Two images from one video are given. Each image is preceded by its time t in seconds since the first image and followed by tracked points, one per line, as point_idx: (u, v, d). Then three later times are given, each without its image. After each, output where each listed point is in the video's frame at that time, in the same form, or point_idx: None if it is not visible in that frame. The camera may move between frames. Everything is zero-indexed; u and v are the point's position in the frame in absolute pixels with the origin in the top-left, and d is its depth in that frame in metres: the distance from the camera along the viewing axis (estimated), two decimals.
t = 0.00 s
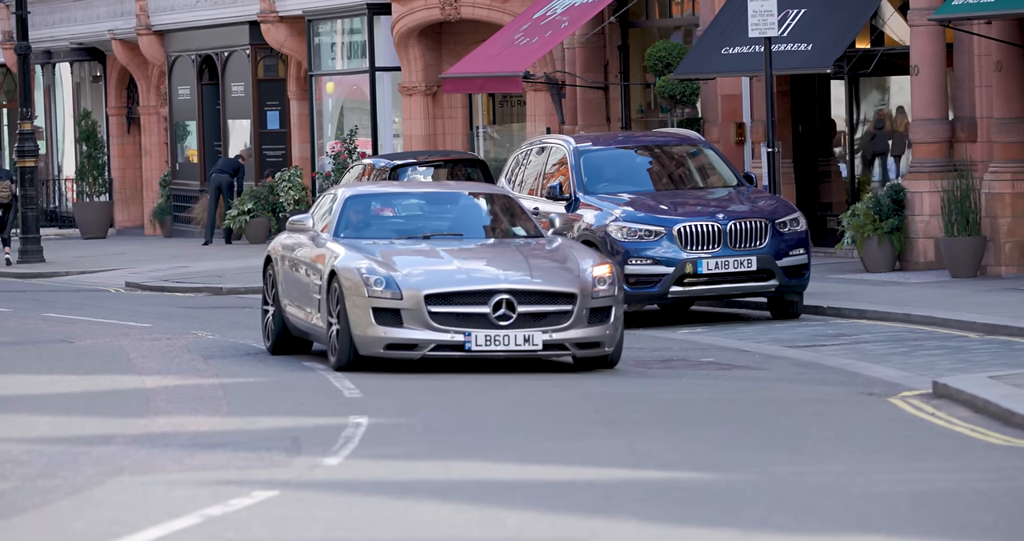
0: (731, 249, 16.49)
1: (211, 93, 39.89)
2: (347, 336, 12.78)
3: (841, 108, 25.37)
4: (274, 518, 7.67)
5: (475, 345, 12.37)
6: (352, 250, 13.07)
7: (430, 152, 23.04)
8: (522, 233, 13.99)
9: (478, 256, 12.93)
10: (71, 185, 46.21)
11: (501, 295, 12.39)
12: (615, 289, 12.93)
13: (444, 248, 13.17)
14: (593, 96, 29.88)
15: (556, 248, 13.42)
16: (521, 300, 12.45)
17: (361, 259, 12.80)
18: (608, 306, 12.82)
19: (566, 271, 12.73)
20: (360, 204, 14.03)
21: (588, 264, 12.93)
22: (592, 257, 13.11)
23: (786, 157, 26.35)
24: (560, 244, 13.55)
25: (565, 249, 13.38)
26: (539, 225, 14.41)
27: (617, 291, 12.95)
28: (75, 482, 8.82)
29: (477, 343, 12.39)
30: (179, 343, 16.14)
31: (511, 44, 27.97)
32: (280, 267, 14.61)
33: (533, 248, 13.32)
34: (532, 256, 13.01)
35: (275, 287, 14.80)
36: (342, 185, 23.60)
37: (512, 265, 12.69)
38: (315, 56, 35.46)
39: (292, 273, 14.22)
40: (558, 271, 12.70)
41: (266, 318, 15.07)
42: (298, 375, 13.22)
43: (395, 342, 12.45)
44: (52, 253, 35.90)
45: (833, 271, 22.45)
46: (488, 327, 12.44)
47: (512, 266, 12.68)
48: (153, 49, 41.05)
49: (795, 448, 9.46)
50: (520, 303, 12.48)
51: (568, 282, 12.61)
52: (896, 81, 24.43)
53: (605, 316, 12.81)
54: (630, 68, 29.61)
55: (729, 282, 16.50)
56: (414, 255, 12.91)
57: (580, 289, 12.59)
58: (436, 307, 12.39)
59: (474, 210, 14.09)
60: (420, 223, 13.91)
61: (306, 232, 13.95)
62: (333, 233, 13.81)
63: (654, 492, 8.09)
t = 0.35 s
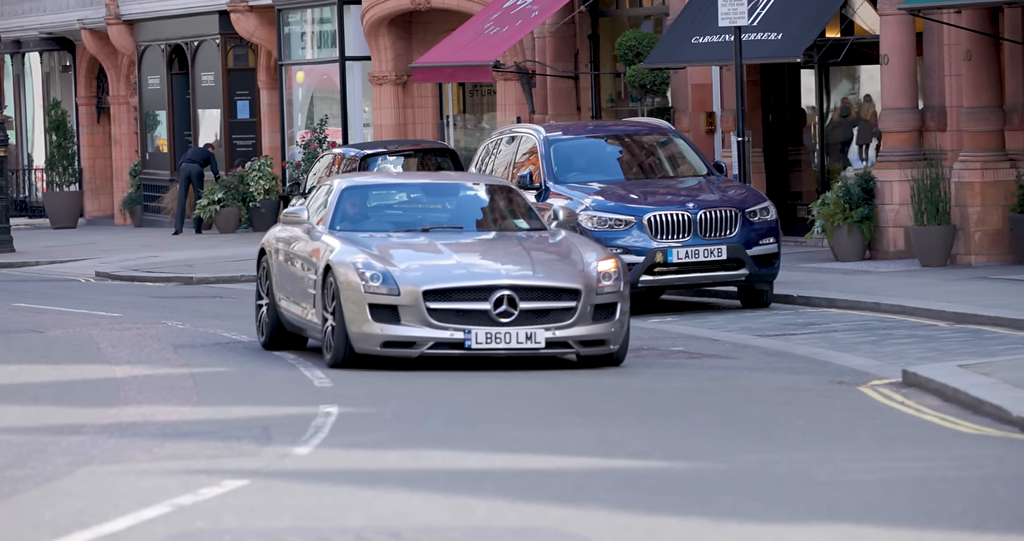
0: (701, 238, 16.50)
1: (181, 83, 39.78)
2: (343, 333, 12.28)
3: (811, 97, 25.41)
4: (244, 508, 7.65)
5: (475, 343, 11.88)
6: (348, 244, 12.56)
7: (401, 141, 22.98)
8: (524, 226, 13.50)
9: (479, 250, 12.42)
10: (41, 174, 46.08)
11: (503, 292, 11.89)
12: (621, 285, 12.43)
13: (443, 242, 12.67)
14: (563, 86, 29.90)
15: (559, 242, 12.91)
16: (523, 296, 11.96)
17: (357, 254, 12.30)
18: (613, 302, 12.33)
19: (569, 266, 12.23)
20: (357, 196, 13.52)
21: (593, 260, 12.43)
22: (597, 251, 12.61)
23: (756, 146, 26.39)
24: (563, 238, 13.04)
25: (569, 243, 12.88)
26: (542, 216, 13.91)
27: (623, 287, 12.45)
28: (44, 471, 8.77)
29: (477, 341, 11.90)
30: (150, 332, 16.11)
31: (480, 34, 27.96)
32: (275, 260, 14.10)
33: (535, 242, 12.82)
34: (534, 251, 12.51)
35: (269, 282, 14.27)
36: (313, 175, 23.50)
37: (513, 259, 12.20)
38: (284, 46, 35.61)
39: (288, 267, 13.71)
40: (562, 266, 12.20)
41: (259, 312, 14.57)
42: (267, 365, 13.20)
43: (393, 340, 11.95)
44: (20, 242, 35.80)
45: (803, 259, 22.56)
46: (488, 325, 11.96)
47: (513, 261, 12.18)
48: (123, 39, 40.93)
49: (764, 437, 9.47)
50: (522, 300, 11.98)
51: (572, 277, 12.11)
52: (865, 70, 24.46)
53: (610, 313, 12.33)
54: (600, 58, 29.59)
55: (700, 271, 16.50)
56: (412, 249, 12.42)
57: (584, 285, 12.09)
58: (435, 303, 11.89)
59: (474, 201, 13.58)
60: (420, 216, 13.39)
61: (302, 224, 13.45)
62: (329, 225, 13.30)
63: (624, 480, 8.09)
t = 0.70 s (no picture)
0: (666, 228, 16.53)
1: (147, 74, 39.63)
2: (333, 330, 11.74)
3: (776, 87, 25.44)
4: (209, 498, 7.61)
5: (470, 341, 11.39)
6: (338, 238, 12.03)
7: (366, 132, 22.86)
8: (519, 219, 12.98)
9: (473, 244, 11.91)
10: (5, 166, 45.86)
11: (498, 288, 11.40)
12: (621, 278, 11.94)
13: (435, 236, 12.16)
14: (529, 76, 29.86)
15: (555, 235, 12.41)
16: (519, 292, 11.47)
17: (347, 248, 11.78)
18: (613, 298, 11.84)
19: (567, 261, 11.74)
20: (348, 188, 12.98)
21: (591, 254, 11.94)
22: (595, 246, 12.12)
23: (721, 136, 26.41)
24: (559, 232, 12.53)
25: (565, 236, 12.37)
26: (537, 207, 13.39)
27: (623, 283, 11.96)
28: (8, 461, 8.72)
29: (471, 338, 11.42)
30: (114, 323, 16.04)
31: (446, 24, 27.90)
32: (262, 254, 13.51)
33: (530, 235, 12.33)
34: (530, 245, 12.01)
35: (257, 276, 13.69)
36: (279, 165, 23.25)
37: (508, 253, 11.71)
38: (251, 37, 35.72)
39: (275, 262, 13.12)
40: (560, 261, 11.71)
41: (246, 308, 13.98)
42: (231, 355, 13.15)
43: (384, 337, 11.44)
44: None
45: (769, 250, 22.61)
46: (483, 321, 11.47)
47: (508, 255, 11.69)
48: (89, 30, 40.69)
49: (730, 427, 9.47)
50: (518, 296, 11.49)
51: (570, 272, 11.62)
52: (831, 61, 24.49)
53: (609, 309, 11.84)
54: (565, 48, 29.55)
55: (664, 262, 16.53)
56: (404, 243, 11.91)
57: (582, 280, 11.60)
58: (428, 299, 11.39)
59: (468, 193, 13.04)
60: (412, 208, 12.86)
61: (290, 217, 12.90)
62: (318, 218, 12.76)
63: (589, 470, 8.08)
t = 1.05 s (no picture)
0: (620, 219, 16.52)
1: (100, 65, 39.47)
2: (310, 327, 11.21)
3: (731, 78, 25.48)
4: (161, 489, 7.54)
5: (452, 337, 10.89)
6: (316, 232, 11.51)
7: (320, 124, 22.61)
8: (503, 211, 12.51)
9: (456, 239, 11.41)
10: None
11: (482, 282, 10.89)
12: (608, 273, 11.46)
13: (416, 230, 11.65)
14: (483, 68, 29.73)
15: (539, 229, 11.91)
16: (502, 287, 10.97)
17: (325, 242, 11.26)
18: (600, 293, 11.34)
19: (553, 255, 11.25)
20: (324, 180, 12.43)
21: (577, 248, 11.45)
22: (581, 241, 11.63)
23: (674, 128, 26.43)
24: (543, 226, 12.04)
25: (550, 231, 11.88)
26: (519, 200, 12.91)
27: (609, 277, 11.47)
28: None
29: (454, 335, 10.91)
30: (68, 314, 15.93)
31: (400, 16, 27.82)
32: (237, 249, 13.00)
33: (514, 229, 11.83)
34: (513, 240, 11.50)
35: (231, 271, 13.16)
36: (233, 157, 23.01)
37: (492, 247, 11.22)
38: (204, 28, 35.62)
39: (251, 256, 12.61)
40: (545, 255, 11.22)
41: (220, 306, 13.44)
42: (184, 346, 13.09)
43: (363, 334, 10.92)
44: None
45: (723, 240, 22.66)
46: (466, 318, 10.96)
47: (491, 250, 11.19)
48: (44, 21, 40.61)
49: (683, 417, 9.45)
50: (502, 291, 10.99)
51: (556, 266, 11.13)
52: (785, 51, 24.56)
53: (596, 304, 11.33)
54: (520, 39, 29.47)
55: (618, 252, 16.50)
56: (384, 237, 11.40)
57: (569, 274, 11.11)
58: (409, 295, 10.88)
59: (449, 184, 12.54)
60: (391, 200, 12.34)
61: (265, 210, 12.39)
62: (295, 212, 12.23)
63: (543, 461, 8.04)
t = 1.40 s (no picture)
0: (573, 209, 16.49)
1: (52, 54, 39.37)
2: (285, 324, 10.75)
3: (683, 67, 25.51)
4: (111, 481, 7.46)
5: (432, 336, 10.37)
6: (290, 226, 11.01)
7: (272, 113, 22.30)
8: (484, 205, 11.93)
9: (436, 233, 10.89)
10: None
11: (464, 279, 10.38)
12: (594, 270, 10.93)
13: (395, 224, 11.12)
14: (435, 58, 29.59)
15: (522, 223, 11.38)
16: (484, 283, 10.45)
17: (301, 236, 10.77)
18: (585, 290, 10.83)
19: (536, 251, 10.72)
20: (299, 173, 11.87)
21: (561, 243, 10.92)
22: (566, 235, 11.11)
23: (627, 118, 26.43)
24: (526, 219, 11.50)
25: (533, 225, 11.36)
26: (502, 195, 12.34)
27: (596, 275, 10.94)
28: None
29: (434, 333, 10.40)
30: (18, 304, 15.81)
31: (352, 7, 27.86)
32: (209, 243, 12.49)
33: (496, 224, 11.31)
34: (495, 234, 10.98)
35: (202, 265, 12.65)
36: (185, 147, 22.74)
37: (473, 243, 10.71)
38: (155, 18, 35.59)
39: (224, 250, 12.09)
40: (528, 251, 10.71)
41: (191, 301, 12.92)
42: (136, 337, 13.00)
43: (340, 332, 10.43)
44: None
45: (675, 230, 22.69)
46: (446, 316, 10.44)
47: (472, 245, 10.67)
48: None
49: (637, 407, 9.42)
50: (485, 288, 10.47)
51: (539, 263, 10.61)
52: (736, 41, 24.62)
53: (582, 301, 10.82)
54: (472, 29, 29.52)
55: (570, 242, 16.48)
56: (362, 231, 10.89)
57: (553, 271, 10.59)
58: (388, 291, 10.38)
59: (429, 178, 11.96)
60: (369, 193, 11.76)
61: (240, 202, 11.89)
62: (269, 205, 11.67)
63: (496, 452, 7.99)
